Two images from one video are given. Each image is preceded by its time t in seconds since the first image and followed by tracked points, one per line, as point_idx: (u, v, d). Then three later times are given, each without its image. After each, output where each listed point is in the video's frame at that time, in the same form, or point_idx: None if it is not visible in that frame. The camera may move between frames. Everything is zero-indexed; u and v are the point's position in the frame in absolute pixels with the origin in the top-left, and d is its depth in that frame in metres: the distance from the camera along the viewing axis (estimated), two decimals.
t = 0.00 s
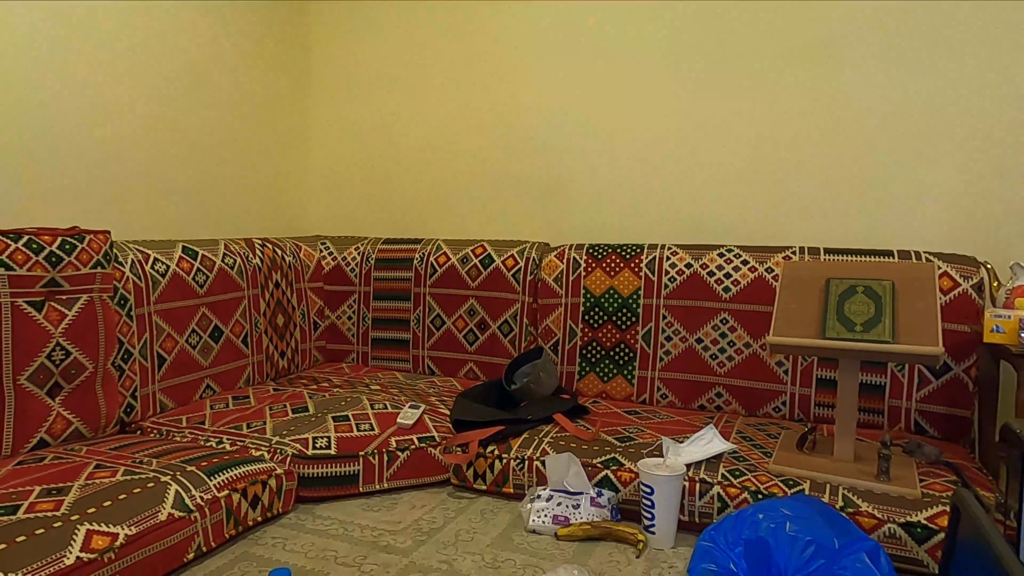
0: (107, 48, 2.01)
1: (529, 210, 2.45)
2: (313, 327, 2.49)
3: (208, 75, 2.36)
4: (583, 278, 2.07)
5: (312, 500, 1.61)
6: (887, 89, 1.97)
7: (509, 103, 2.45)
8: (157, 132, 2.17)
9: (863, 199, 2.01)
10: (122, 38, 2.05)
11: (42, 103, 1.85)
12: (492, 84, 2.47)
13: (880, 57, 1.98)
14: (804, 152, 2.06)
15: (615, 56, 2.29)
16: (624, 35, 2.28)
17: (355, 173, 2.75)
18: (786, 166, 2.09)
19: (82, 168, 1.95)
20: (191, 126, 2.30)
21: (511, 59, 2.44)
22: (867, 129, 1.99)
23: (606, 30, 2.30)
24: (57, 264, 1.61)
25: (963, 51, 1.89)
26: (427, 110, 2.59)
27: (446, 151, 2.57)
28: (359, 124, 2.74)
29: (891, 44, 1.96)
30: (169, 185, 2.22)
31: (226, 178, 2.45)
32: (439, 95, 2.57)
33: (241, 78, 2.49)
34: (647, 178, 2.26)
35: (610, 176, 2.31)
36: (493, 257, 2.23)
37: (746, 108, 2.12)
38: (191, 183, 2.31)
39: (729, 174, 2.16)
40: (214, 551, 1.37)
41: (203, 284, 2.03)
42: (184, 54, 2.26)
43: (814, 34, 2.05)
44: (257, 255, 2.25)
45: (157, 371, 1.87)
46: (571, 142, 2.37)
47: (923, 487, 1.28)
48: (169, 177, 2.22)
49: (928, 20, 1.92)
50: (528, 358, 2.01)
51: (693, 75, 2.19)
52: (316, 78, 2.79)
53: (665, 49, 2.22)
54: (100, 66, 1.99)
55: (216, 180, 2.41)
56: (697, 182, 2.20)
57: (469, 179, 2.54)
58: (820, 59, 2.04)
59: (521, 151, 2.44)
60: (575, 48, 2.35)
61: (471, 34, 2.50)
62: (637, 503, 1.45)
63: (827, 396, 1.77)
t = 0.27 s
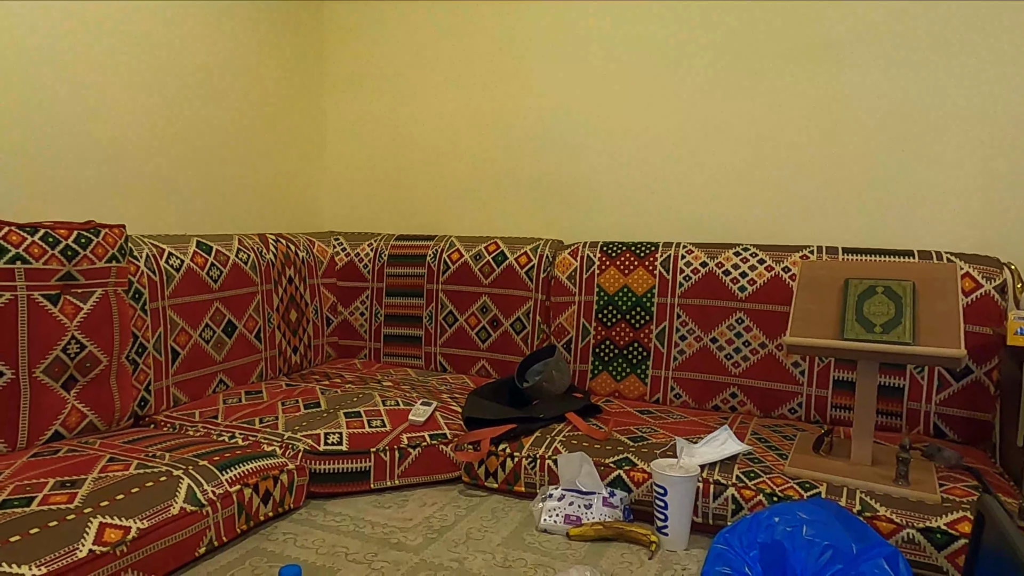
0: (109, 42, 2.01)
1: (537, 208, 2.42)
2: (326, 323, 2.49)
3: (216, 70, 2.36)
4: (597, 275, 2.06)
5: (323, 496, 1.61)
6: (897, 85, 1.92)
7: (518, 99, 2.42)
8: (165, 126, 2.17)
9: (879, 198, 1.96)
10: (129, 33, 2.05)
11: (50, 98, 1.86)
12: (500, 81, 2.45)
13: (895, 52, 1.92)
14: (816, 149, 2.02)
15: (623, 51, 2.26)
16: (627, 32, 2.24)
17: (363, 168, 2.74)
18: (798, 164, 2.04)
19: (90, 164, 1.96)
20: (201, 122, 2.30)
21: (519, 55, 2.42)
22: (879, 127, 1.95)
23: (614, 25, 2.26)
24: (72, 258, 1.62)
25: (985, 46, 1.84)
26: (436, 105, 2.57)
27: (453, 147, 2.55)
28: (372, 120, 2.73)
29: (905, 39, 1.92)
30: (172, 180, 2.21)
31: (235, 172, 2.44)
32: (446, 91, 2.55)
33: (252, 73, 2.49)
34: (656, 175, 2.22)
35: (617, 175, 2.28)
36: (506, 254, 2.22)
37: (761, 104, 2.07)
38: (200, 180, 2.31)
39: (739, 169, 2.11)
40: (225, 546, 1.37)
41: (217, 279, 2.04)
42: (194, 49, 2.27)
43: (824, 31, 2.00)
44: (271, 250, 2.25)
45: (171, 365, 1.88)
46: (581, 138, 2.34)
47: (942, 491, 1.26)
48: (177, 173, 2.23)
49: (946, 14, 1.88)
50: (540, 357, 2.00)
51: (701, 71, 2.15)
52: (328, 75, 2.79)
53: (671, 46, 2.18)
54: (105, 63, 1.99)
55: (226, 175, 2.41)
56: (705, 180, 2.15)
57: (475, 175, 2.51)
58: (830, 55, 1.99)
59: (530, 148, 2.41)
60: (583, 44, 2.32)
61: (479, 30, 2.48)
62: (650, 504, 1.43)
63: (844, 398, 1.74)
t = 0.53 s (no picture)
0: (111, 31, 2.01)
1: (544, 197, 2.43)
2: (329, 312, 2.49)
3: (218, 60, 2.36)
4: (601, 265, 2.05)
5: (327, 484, 1.61)
6: (903, 75, 1.92)
7: (524, 88, 2.43)
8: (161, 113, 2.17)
9: (885, 187, 1.96)
10: (129, 21, 2.05)
11: (52, 86, 1.86)
12: (506, 70, 2.45)
13: (900, 42, 1.92)
14: (821, 138, 2.02)
15: (628, 40, 2.26)
16: (632, 21, 2.25)
17: (372, 159, 2.76)
18: (802, 154, 2.04)
19: (87, 150, 1.97)
20: (200, 109, 2.29)
21: (525, 43, 2.42)
22: (885, 117, 1.95)
23: (618, 16, 2.27)
24: (76, 246, 1.62)
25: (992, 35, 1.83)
26: (442, 96, 2.58)
27: (460, 137, 2.56)
28: (376, 110, 2.73)
29: (912, 28, 1.91)
30: (172, 168, 2.21)
31: (240, 163, 2.46)
32: (452, 81, 2.56)
33: (256, 62, 2.50)
34: (660, 164, 2.23)
35: (620, 165, 2.29)
36: (509, 243, 2.22)
37: (765, 93, 2.08)
38: (204, 169, 2.32)
39: (744, 161, 2.12)
40: (230, 532, 1.38)
41: (220, 268, 2.04)
42: (194, 37, 2.26)
43: (829, 20, 2.00)
44: (274, 239, 2.25)
45: (175, 353, 1.89)
46: (586, 127, 2.34)
47: (946, 481, 1.26)
48: (176, 162, 2.23)
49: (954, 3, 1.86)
50: (544, 346, 1.99)
51: (707, 60, 2.15)
52: (334, 64, 2.79)
53: (678, 35, 2.19)
54: (103, 50, 1.99)
55: (229, 164, 2.42)
56: (710, 170, 2.16)
57: (481, 165, 2.53)
58: (837, 45, 1.99)
59: (535, 137, 2.42)
60: (589, 33, 2.32)
61: (485, 19, 2.48)
62: (653, 492, 1.44)
63: (848, 387, 1.74)
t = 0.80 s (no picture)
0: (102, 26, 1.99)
1: (538, 191, 2.44)
2: (322, 307, 2.49)
3: (213, 54, 2.35)
4: (594, 258, 2.06)
5: (322, 478, 1.61)
6: (896, 67, 1.93)
7: (518, 82, 2.43)
8: (160, 110, 2.16)
9: (877, 180, 1.98)
10: (124, 14, 2.04)
11: (43, 81, 1.85)
12: (501, 64, 2.46)
13: (893, 34, 1.93)
14: (813, 130, 2.03)
15: (625, 33, 2.26)
16: (627, 14, 2.25)
17: (364, 153, 2.75)
18: (795, 147, 2.06)
19: (85, 146, 1.95)
20: (196, 104, 2.28)
21: (520, 36, 2.42)
22: (877, 109, 1.96)
23: (613, 9, 2.27)
24: (67, 241, 1.61)
25: (983, 26, 1.84)
26: (436, 90, 2.58)
27: (454, 132, 2.56)
28: (368, 105, 2.72)
29: (903, 20, 1.92)
30: (170, 164, 2.20)
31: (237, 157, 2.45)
32: (446, 74, 2.56)
33: (252, 57, 2.48)
34: (654, 157, 2.24)
35: (617, 160, 2.30)
36: (502, 237, 2.22)
37: (758, 86, 2.09)
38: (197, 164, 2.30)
39: (738, 154, 2.13)
40: (225, 526, 1.38)
41: (213, 263, 2.03)
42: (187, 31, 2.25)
43: (823, 13, 2.00)
44: (267, 234, 2.24)
45: (168, 349, 1.88)
46: (580, 121, 2.35)
47: (936, 468, 1.27)
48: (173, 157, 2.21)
49: None
50: (538, 339, 2.00)
51: (701, 53, 2.16)
52: (327, 58, 2.78)
53: (673, 28, 2.19)
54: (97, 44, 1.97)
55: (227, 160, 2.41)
56: (706, 164, 2.18)
57: (475, 159, 2.53)
58: (831, 37, 2.00)
59: (531, 131, 2.43)
60: (584, 27, 2.32)
61: (480, 12, 2.48)
62: (647, 482, 1.45)
63: (839, 378, 1.75)
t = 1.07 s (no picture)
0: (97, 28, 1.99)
1: (536, 190, 2.44)
2: (320, 308, 2.48)
3: (214, 55, 2.34)
4: (591, 257, 2.06)
5: (321, 479, 1.61)
6: (894, 63, 1.94)
7: (515, 81, 2.43)
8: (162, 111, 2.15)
9: (875, 177, 1.98)
10: (124, 15, 2.03)
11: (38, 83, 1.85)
12: (498, 63, 2.46)
13: (891, 30, 1.94)
14: (811, 127, 2.04)
15: (624, 31, 2.26)
16: (624, 13, 2.26)
17: (360, 153, 2.75)
18: (792, 144, 2.07)
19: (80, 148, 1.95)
20: (196, 105, 2.27)
21: (517, 36, 2.42)
22: (874, 105, 1.97)
23: (611, 7, 2.28)
24: (62, 243, 1.60)
25: (979, 22, 1.84)
26: (434, 89, 2.57)
27: (451, 132, 2.56)
28: (365, 106, 2.72)
29: (900, 17, 1.92)
30: (169, 165, 2.20)
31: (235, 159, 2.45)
32: (443, 74, 2.56)
33: (252, 57, 2.48)
34: (652, 155, 2.25)
35: (617, 158, 2.30)
36: (499, 236, 2.22)
37: (755, 83, 2.10)
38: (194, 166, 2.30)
39: (735, 152, 2.14)
40: (223, 528, 1.38)
41: (209, 264, 2.03)
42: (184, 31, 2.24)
43: (822, 10, 2.01)
44: (263, 235, 2.24)
45: (165, 351, 1.88)
46: (577, 120, 2.36)
47: (934, 464, 1.28)
48: (173, 158, 2.21)
49: None
50: (535, 338, 2.00)
51: (697, 52, 2.16)
52: (324, 59, 2.78)
53: (671, 26, 2.19)
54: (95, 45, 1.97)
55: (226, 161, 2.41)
56: (703, 162, 2.18)
57: (472, 159, 2.54)
58: (828, 34, 2.01)
59: (530, 130, 2.43)
60: (582, 25, 2.32)
61: (477, 12, 2.48)
62: (645, 481, 1.44)
63: (837, 374, 1.76)
